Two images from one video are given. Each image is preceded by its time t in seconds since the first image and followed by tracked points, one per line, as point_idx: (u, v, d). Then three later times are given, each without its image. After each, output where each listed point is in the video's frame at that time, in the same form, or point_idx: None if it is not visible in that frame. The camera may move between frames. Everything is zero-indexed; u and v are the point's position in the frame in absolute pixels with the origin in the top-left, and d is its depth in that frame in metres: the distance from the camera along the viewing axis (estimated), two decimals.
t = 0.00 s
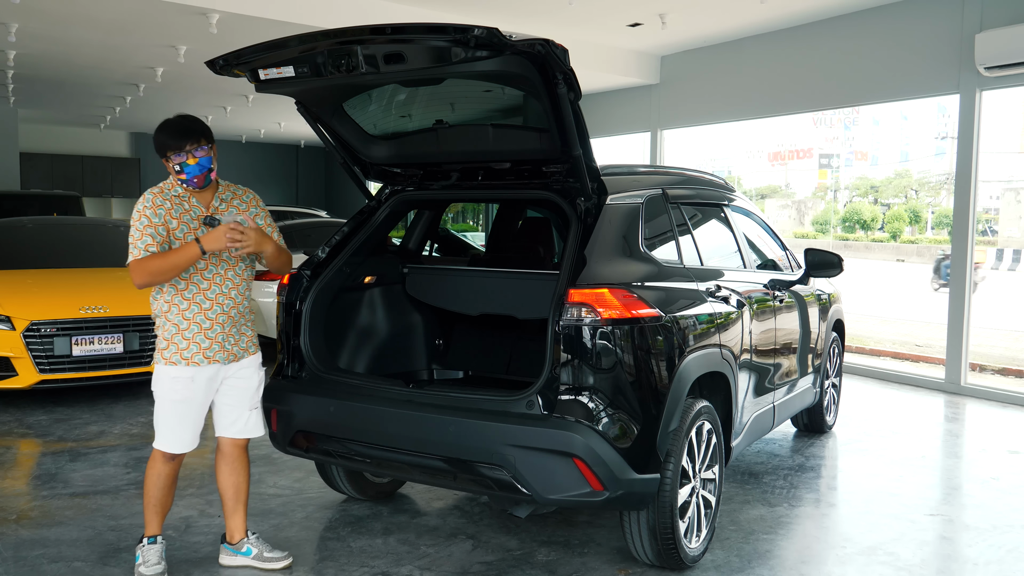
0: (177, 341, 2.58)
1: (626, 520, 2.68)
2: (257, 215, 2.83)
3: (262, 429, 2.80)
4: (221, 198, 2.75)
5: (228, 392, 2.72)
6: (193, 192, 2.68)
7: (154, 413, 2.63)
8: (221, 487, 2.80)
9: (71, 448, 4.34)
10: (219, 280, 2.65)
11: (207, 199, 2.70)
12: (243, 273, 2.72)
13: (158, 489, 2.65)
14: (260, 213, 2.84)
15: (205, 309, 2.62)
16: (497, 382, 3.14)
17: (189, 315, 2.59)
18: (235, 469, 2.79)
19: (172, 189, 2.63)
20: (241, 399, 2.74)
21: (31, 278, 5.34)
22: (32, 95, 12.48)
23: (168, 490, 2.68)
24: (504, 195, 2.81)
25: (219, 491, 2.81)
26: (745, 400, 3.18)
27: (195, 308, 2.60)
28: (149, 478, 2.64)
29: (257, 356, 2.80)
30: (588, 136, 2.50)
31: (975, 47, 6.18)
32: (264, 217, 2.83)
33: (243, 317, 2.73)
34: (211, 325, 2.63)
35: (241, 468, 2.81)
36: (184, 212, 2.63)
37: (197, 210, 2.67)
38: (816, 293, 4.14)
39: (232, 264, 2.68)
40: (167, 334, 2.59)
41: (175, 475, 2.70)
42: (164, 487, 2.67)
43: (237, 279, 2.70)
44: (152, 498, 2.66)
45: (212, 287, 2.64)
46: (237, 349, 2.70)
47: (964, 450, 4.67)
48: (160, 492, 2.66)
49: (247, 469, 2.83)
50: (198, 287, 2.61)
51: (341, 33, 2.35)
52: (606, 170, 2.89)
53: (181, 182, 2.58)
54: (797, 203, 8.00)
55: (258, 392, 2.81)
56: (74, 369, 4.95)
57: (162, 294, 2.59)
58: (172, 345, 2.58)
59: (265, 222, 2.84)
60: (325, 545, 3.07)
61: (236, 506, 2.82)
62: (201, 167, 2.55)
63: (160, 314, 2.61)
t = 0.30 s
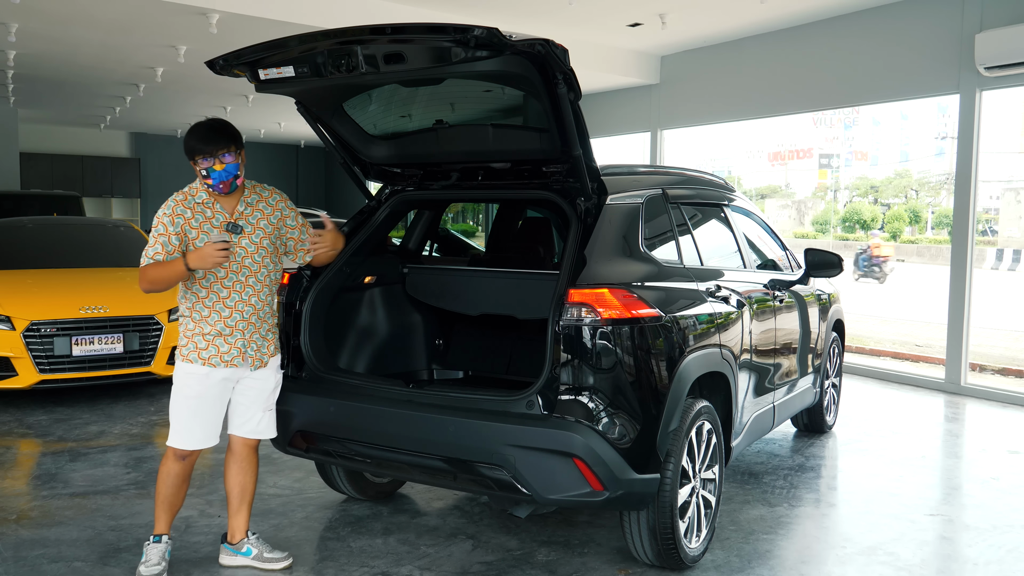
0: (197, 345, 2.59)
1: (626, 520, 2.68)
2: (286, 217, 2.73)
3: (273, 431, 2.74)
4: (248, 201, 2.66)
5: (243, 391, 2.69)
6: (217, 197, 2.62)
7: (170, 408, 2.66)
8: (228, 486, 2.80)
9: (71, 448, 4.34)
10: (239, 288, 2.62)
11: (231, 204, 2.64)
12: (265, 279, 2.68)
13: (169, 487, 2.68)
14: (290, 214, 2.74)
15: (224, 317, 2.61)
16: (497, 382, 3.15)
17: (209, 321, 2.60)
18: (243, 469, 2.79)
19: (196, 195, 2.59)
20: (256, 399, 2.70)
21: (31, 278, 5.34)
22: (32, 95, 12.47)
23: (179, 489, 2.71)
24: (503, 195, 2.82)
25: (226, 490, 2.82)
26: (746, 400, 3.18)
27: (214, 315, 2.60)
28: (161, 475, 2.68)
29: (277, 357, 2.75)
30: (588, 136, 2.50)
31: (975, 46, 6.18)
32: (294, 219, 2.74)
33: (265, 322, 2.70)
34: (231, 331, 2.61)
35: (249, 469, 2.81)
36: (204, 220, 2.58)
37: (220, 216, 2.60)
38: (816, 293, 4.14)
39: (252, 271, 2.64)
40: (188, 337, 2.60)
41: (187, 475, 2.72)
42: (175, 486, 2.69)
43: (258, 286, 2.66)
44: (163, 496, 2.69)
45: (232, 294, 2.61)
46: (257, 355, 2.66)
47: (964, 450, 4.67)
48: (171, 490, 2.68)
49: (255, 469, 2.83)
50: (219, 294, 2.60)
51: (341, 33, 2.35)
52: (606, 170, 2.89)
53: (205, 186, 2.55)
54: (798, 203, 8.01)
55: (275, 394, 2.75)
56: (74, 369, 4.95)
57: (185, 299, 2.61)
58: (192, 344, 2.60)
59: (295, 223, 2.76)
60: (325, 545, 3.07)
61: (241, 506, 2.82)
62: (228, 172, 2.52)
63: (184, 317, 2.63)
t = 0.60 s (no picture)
0: (201, 345, 2.60)
1: (626, 520, 2.68)
2: (298, 223, 2.75)
3: (277, 432, 2.73)
4: (261, 205, 2.68)
5: (248, 392, 2.69)
6: (232, 198, 2.63)
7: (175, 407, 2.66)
8: (231, 486, 2.81)
9: (71, 448, 4.34)
10: (246, 291, 2.63)
11: (244, 206, 2.64)
12: (273, 283, 2.68)
13: (174, 486, 2.69)
14: (302, 221, 2.77)
15: (230, 318, 2.62)
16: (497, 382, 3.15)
17: (214, 322, 2.61)
18: (246, 469, 2.80)
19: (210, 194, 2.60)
20: (260, 400, 2.70)
21: (31, 278, 5.34)
22: (32, 95, 12.47)
23: (183, 489, 2.71)
24: (504, 195, 2.82)
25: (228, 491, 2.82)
26: (745, 400, 3.18)
27: (220, 316, 2.61)
28: (167, 474, 2.68)
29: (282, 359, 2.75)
30: (588, 136, 2.50)
31: (975, 46, 6.18)
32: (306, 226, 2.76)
33: (270, 325, 2.71)
34: (235, 332, 2.62)
35: (252, 470, 2.82)
36: (215, 220, 2.57)
37: (233, 217, 2.60)
38: (816, 293, 4.14)
39: (260, 274, 2.64)
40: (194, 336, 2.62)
41: (192, 474, 2.72)
42: (180, 486, 2.69)
43: (265, 289, 2.66)
44: (169, 497, 2.70)
45: (238, 296, 2.62)
46: (261, 358, 2.66)
47: (964, 450, 4.67)
48: (176, 490, 2.69)
49: (258, 471, 2.84)
50: (225, 296, 2.61)
51: (341, 33, 2.35)
52: (607, 170, 2.89)
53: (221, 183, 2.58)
54: (798, 203, 8.01)
55: (279, 395, 2.75)
56: (74, 369, 4.95)
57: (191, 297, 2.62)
58: (196, 344, 2.60)
59: (307, 230, 2.77)
60: (325, 545, 3.07)
61: (244, 507, 2.82)
62: (244, 168, 2.55)
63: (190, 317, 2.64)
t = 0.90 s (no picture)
0: (200, 340, 2.60)
1: (626, 520, 2.68)
2: (300, 221, 2.76)
3: (275, 433, 2.74)
4: (266, 203, 2.69)
5: (246, 392, 2.69)
6: (239, 194, 2.64)
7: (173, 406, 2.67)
8: (230, 486, 2.81)
9: (71, 448, 4.34)
10: (247, 287, 2.62)
11: (251, 202, 2.66)
12: (273, 280, 2.68)
13: (172, 484, 2.68)
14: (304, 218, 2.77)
15: (229, 313, 2.61)
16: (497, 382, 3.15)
17: (213, 316, 2.59)
18: (244, 470, 2.80)
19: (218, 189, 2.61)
20: (258, 401, 2.70)
21: (31, 278, 5.34)
22: (32, 95, 12.47)
23: (181, 487, 2.70)
24: (503, 196, 2.82)
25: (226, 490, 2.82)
26: (745, 400, 3.18)
27: (219, 310, 2.60)
28: (164, 473, 2.68)
29: (280, 359, 2.75)
30: (588, 136, 2.50)
31: (975, 46, 6.18)
32: (307, 225, 2.77)
33: (268, 324, 2.70)
34: (233, 329, 2.61)
35: (250, 470, 2.82)
36: (222, 214, 2.58)
37: (239, 212, 2.61)
38: (816, 293, 4.14)
39: (262, 271, 2.64)
40: (192, 331, 2.61)
41: (190, 473, 2.72)
42: (178, 484, 2.69)
43: (266, 286, 2.66)
44: (166, 496, 2.70)
45: (239, 292, 2.61)
46: (259, 355, 2.66)
47: (964, 450, 4.67)
48: (174, 490, 2.69)
49: (256, 471, 2.84)
50: (225, 290, 2.60)
51: (341, 32, 2.35)
52: (606, 170, 2.89)
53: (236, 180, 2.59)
54: (798, 203, 8.01)
55: (278, 396, 2.75)
56: (74, 369, 4.95)
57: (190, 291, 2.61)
58: (195, 340, 2.60)
59: (308, 229, 2.78)
60: (325, 545, 3.07)
61: (243, 507, 2.82)
62: (265, 172, 2.59)
63: (189, 309, 2.63)
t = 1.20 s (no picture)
0: (201, 341, 2.59)
1: (626, 520, 2.68)
2: (302, 223, 2.79)
3: (275, 433, 2.74)
4: (269, 204, 2.72)
5: (247, 393, 2.69)
6: (244, 195, 2.65)
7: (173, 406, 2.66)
8: (229, 486, 2.80)
9: (71, 448, 4.34)
10: (250, 287, 2.63)
11: (256, 203, 2.67)
12: (276, 281, 2.69)
13: (172, 484, 2.68)
14: (306, 221, 2.80)
15: (232, 314, 2.61)
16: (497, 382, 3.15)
17: (215, 317, 2.59)
18: (244, 470, 2.80)
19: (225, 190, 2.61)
20: (259, 401, 2.70)
21: (31, 278, 5.34)
22: (32, 95, 12.47)
23: (181, 486, 2.70)
24: (503, 196, 2.82)
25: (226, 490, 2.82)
26: (745, 400, 3.18)
27: (221, 311, 2.60)
28: (165, 473, 2.68)
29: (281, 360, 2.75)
30: (588, 136, 2.50)
31: (975, 46, 6.18)
32: (310, 226, 2.80)
33: (270, 324, 2.70)
34: (236, 329, 2.61)
35: (251, 470, 2.82)
36: (227, 214, 2.58)
37: (244, 213, 2.61)
38: (816, 293, 4.14)
39: (266, 272, 2.65)
40: (194, 331, 2.60)
41: (190, 473, 2.72)
42: (178, 484, 2.69)
43: (269, 287, 2.66)
44: (167, 496, 2.70)
45: (242, 293, 2.62)
46: (261, 356, 2.66)
47: (964, 450, 4.67)
48: (174, 490, 2.69)
49: (256, 471, 2.84)
50: (229, 291, 2.60)
51: (341, 33, 2.35)
52: (606, 170, 2.89)
53: (252, 178, 2.59)
54: (798, 203, 8.01)
55: (278, 396, 2.75)
56: (74, 369, 4.95)
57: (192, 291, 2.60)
58: (196, 341, 2.59)
59: (312, 229, 2.80)
60: (325, 545, 3.07)
61: (242, 507, 2.82)
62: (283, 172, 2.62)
63: (191, 311, 2.62)
